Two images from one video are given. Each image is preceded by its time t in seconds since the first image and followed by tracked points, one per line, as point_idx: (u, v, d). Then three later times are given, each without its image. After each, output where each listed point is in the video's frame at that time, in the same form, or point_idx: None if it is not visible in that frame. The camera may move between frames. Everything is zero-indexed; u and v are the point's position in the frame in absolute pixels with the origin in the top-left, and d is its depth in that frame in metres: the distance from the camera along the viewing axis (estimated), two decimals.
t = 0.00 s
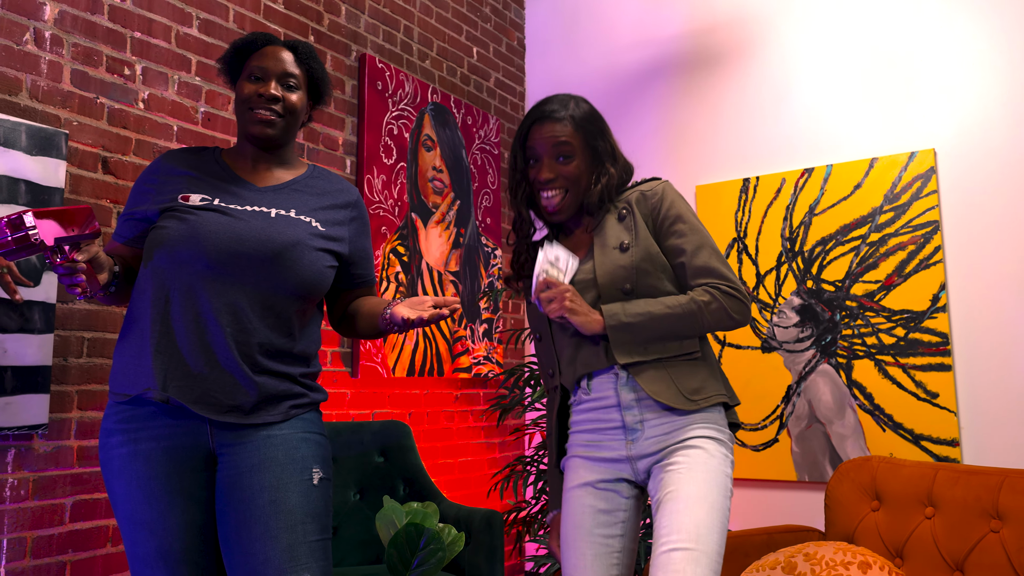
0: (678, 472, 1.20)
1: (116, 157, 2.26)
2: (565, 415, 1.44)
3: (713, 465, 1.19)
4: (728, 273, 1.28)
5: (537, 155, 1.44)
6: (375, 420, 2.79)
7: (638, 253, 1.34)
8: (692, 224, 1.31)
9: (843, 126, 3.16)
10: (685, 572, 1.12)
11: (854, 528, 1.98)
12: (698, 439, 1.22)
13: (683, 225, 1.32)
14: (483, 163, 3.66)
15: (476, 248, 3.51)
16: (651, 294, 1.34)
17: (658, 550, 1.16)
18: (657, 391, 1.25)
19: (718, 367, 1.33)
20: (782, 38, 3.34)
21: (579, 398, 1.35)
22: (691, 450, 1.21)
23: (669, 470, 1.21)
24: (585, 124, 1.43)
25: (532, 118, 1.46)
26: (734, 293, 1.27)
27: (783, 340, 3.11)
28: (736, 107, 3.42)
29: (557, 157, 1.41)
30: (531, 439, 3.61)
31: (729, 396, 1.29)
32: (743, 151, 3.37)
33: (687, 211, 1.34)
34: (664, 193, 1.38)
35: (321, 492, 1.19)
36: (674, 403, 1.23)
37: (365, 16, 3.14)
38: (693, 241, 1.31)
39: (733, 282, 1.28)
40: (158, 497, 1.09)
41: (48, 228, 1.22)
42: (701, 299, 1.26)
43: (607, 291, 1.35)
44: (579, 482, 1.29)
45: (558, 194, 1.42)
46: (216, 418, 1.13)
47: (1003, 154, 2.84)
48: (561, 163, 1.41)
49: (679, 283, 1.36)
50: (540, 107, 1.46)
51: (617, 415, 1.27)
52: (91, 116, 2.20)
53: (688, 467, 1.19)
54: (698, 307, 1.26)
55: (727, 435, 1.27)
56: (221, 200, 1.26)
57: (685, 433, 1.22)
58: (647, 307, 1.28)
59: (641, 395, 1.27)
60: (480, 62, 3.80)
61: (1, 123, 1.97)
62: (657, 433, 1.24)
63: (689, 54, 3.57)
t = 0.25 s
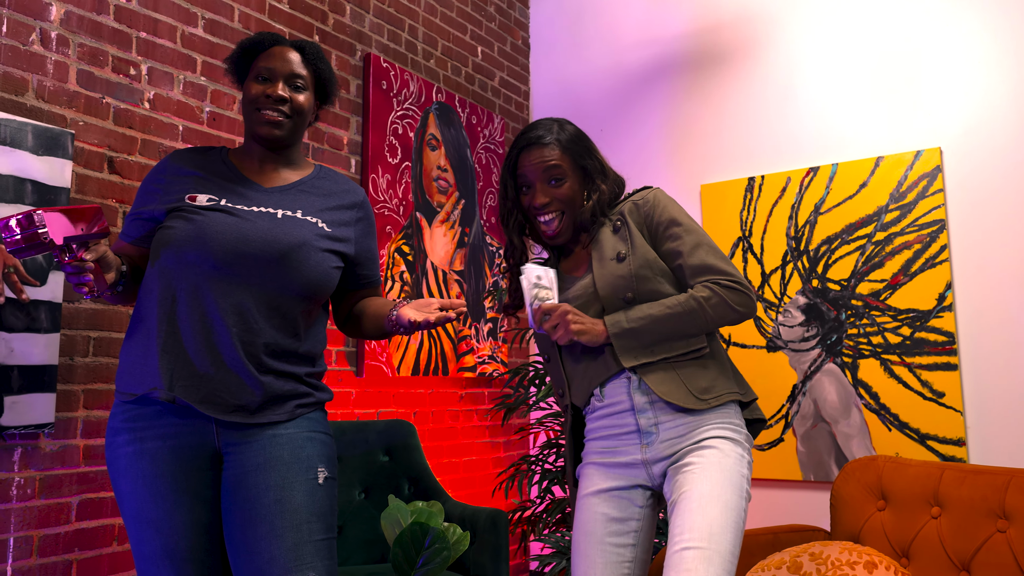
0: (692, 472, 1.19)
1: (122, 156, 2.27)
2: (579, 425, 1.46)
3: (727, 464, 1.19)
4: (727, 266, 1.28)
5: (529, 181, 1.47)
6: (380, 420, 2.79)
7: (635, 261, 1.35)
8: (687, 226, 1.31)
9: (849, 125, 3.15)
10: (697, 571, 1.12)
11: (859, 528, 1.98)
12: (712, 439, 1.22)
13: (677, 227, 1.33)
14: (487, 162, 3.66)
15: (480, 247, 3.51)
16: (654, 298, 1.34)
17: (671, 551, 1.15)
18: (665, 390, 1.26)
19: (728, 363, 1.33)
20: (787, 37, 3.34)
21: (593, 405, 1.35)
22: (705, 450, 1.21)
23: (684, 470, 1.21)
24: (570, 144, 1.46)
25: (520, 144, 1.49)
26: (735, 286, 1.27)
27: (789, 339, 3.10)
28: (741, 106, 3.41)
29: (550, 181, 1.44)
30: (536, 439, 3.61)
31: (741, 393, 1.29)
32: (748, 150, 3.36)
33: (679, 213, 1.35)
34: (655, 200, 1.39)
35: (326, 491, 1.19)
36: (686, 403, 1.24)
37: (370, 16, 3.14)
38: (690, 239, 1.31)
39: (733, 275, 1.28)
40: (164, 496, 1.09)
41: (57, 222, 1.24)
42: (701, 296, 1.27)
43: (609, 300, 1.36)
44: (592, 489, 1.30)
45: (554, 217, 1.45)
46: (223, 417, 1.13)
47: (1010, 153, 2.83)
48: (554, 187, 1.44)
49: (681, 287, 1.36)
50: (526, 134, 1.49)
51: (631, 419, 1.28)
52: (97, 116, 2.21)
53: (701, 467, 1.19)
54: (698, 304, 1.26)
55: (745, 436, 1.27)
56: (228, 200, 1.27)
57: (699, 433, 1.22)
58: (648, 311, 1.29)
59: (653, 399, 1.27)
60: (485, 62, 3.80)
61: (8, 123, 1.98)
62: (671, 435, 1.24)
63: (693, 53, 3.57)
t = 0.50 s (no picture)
0: (698, 471, 1.19)
1: (126, 155, 2.27)
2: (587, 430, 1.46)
3: (734, 464, 1.19)
4: (733, 268, 1.28)
5: (534, 187, 1.46)
6: (384, 418, 2.79)
7: (641, 263, 1.34)
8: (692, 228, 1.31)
9: (853, 123, 3.14)
10: (702, 571, 1.11)
11: (864, 527, 1.97)
12: (719, 439, 1.21)
13: (682, 229, 1.33)
14: (491, 161, 3.66)
15: (484, 246, 3.51)
16: (660, 300, 1.34)
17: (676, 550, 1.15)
18: (673, 390, 1.25)
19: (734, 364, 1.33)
20: (791, 35, 3.33)
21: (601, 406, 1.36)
22: (712, 449, 1.20)
23: (691, 469, 1.21)
24: (576, 151, 1.47)
25: (524, 151, 1.49)
26: (741, 287, 1.27)
27: (792, 338, 3.10)
28: (745, 104, 3.40)
29: (555, 187, 1.44)
30: (539, 437, 3.61)
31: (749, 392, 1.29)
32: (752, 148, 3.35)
33: (684, 216, 1.35)
34: (659, 204, 1.39)
35: (329, 490, 1.19)
36: (694, 402, 1.24)
37: (374, 14, 3.14)
38: (696, 241, 1.31)
39: (739, 276, 1.28)
40: (168, 494, 1.09)
41: (62, 216, 1.23)
42: (708, 297, 1.26)
43: (614, 302, 1.36)
44: (599, 491, 1.29)
45: (559, 222, 1.44)
46: (226, 416, 1.13)
47: (1015, 151, 2.82)
48: (560, 193, 1.44)
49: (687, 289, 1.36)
50: (531, 140, 1.49)
51: (638, 420, 1.28)
52: (101, 115, 2.21)
53: (708, 466, 1.19)
54: (705, 305, 1.26)
55: (754, 435, 1.26)
56: (232, 199, 1.27)
57: (705, 432, 1.22)
58: (655, 312, 1.29)
59: (660, 398, 1.27)
60: (488, 60, 3.80)
61: (13, 122, 1.99)
62: (678, 434, 1.24)
63: (697, 51, 3.56)
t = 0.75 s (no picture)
0: (707, 468, 1.19)
1: (130, 155, 2.27)
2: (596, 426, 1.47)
3: (742, 459, 1.18)
4: (739, 259, 1.27)
5: (538, 186, 1.46)
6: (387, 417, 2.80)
7: (647, 258, 1.34)
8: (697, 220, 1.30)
9: (857, 121, 3.14)
10: (712, 570, 1.12)
11: (868, 526, 1.97)
12: (727, 433, 1.21)
13: (688, 222, 1.32)
14: (494, 160, 3.66)
15: (487, 245, 3.51)
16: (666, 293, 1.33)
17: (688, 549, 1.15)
18: (680, 383, 1.25)
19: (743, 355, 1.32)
20: (795, 34, 3.33)
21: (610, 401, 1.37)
22: (719, 445, 1.20)
23: (699, 466, 1.20)
24: (579, 148, 1.46)
25: (528, 152, 1.49)
26: (747, 278, 1.26)
27: (796, 337, 3.09)
28: (748, 103, 3.40)
29: (559, 185, 1.44)
30: (543, 436, 3.61)
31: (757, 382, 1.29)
32: (756, 147, 3.35)
33: (689, 209, 1.34)
34: (664, 197, 1.38)
35: (333, 489, 1.19)
36: (702, 395, 1.24)
37: (377, 14, 3.14)
38: (702, 232, 1.30)
39: (745, 267, 1.27)
40: (171, 493, 1.10)
41: (70, 217, 1.23)
42: (713, 288, 1.26)
43: (620, 297, 1.35)
44: (607, 487, 1.31)
45: (565, 221, 1.45)
46: (229, 415, 1.13)
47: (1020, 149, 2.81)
48: (564, 190, 1.44)
49: (693, 282, 1.35)
50: (533, 141, 1.49)
51: (644, 413, 1.28)
52: (105, 114, 2.22)
53: (716, 463, 1.18)
54: (710, 297, 1.26)
55: (763, 428, 1.25)
56: (236, 198, 1.27)
57: (712, 427, 1.22)
58: (660, 305, 1.29)
59: (666, 392, 1.27)
60: (492, 60, 3.80)
61: (17, 122, 1.99)
62: (684, 429, 1.24)
63: (701, 50, 3.56)
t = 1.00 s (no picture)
0: (701, 476, 1.17)
1: (134, 155, 2.28)
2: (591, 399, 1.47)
3: (735, 463, 1.17)
4: (741, 219, 1.21)
5: (551, 140, 1.49)
6: (391, 417, 2.80)
7: (653, 218, 1.31)
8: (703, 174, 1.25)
9: (862, 120, 3.13)
10: None
11: (872, 526, 1.96)
12: (718, 438, 1.18)
13: (695, 176, 1.27)
14: (498, 160, 3.66)
15: (491, 244, 3.51)
16: (670, 254, 1.30)
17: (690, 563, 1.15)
18: (665, 362, 1.24)
19: (746, 328, 1.25)
20: (798, 33, 3.32)
21: (604, 378, 1.35)
22: (712, 451, 1.17)
23: (693, 473, 1.18)
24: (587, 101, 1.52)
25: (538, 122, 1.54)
26: (744, 241, 1.20)
27: (800, 336, 3.09)
28: (752, 102, 3.40)
29: (571, 132, 1.47)
30: (546, 436, 3.61)
31: (754, 365, 1.21)
32: (760, 147, 3.35)
33: (704, 161, 1.28)
34: (680, 147, 1.33)
35: (336, 489, 1.19)
36: (689, 382, 1.21)
37: (381, 13, 3.15)
38: (705, 188, 1.25)
39: (746, 229, 1.21)
40: (174, 493, 1.10)
41: (76, 214, 1.22)
42: (707, 252, 1.22)
43: (625, 257, 1.34)
44: (601, 466, 1.29)
45: (585, 151, 1.45)
46: (233, 414, 1.13)
47: None
48: (576, 134, 1.47)
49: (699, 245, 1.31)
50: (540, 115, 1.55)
51: (635, 401, 1.26)
52: (109, 114, 2.22)
53: (711, 471, 1.16)
54: (702, 261, 1.22)
55: (749, 426, 1.23)
56: (240, 196, 1.27)
57: (702, 430, 1.19)
58: (657, 268, 1.26)
59: (658, 384, 1.24)
60: (495, 59, 3.80)
61: (22, 122, 2.00)
62: (672, 427, 1.21)
63: (704, 49, 3.56)
